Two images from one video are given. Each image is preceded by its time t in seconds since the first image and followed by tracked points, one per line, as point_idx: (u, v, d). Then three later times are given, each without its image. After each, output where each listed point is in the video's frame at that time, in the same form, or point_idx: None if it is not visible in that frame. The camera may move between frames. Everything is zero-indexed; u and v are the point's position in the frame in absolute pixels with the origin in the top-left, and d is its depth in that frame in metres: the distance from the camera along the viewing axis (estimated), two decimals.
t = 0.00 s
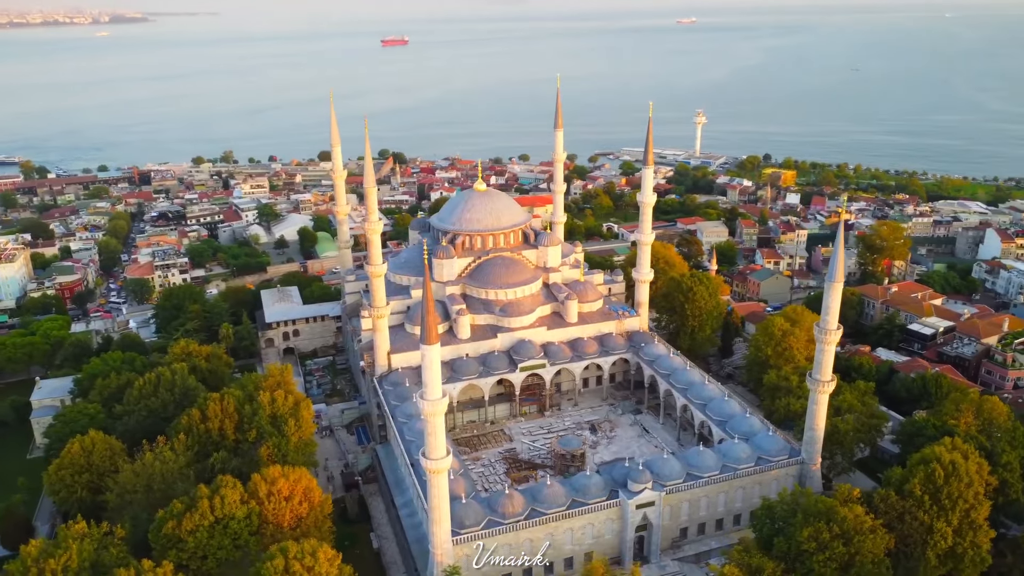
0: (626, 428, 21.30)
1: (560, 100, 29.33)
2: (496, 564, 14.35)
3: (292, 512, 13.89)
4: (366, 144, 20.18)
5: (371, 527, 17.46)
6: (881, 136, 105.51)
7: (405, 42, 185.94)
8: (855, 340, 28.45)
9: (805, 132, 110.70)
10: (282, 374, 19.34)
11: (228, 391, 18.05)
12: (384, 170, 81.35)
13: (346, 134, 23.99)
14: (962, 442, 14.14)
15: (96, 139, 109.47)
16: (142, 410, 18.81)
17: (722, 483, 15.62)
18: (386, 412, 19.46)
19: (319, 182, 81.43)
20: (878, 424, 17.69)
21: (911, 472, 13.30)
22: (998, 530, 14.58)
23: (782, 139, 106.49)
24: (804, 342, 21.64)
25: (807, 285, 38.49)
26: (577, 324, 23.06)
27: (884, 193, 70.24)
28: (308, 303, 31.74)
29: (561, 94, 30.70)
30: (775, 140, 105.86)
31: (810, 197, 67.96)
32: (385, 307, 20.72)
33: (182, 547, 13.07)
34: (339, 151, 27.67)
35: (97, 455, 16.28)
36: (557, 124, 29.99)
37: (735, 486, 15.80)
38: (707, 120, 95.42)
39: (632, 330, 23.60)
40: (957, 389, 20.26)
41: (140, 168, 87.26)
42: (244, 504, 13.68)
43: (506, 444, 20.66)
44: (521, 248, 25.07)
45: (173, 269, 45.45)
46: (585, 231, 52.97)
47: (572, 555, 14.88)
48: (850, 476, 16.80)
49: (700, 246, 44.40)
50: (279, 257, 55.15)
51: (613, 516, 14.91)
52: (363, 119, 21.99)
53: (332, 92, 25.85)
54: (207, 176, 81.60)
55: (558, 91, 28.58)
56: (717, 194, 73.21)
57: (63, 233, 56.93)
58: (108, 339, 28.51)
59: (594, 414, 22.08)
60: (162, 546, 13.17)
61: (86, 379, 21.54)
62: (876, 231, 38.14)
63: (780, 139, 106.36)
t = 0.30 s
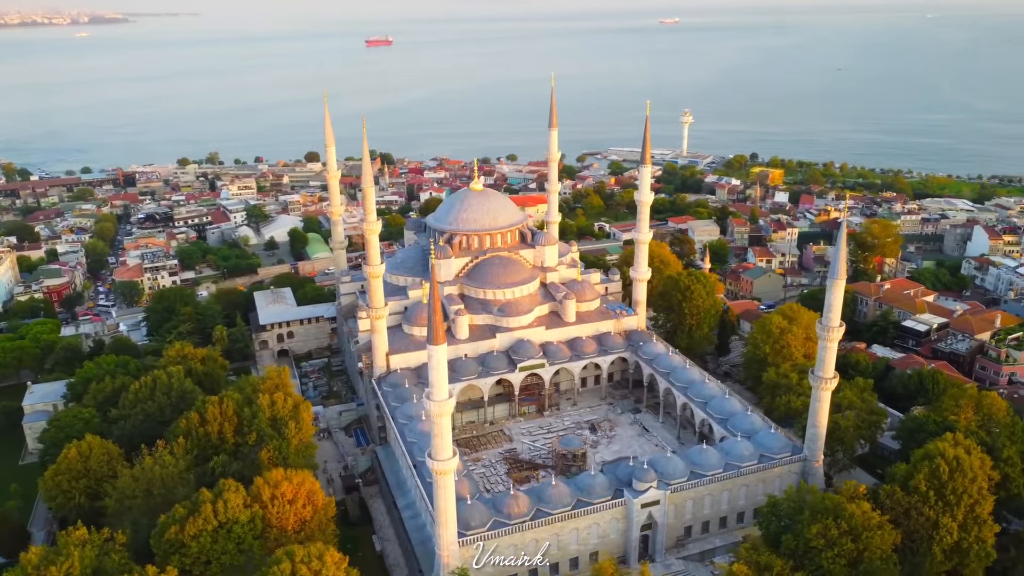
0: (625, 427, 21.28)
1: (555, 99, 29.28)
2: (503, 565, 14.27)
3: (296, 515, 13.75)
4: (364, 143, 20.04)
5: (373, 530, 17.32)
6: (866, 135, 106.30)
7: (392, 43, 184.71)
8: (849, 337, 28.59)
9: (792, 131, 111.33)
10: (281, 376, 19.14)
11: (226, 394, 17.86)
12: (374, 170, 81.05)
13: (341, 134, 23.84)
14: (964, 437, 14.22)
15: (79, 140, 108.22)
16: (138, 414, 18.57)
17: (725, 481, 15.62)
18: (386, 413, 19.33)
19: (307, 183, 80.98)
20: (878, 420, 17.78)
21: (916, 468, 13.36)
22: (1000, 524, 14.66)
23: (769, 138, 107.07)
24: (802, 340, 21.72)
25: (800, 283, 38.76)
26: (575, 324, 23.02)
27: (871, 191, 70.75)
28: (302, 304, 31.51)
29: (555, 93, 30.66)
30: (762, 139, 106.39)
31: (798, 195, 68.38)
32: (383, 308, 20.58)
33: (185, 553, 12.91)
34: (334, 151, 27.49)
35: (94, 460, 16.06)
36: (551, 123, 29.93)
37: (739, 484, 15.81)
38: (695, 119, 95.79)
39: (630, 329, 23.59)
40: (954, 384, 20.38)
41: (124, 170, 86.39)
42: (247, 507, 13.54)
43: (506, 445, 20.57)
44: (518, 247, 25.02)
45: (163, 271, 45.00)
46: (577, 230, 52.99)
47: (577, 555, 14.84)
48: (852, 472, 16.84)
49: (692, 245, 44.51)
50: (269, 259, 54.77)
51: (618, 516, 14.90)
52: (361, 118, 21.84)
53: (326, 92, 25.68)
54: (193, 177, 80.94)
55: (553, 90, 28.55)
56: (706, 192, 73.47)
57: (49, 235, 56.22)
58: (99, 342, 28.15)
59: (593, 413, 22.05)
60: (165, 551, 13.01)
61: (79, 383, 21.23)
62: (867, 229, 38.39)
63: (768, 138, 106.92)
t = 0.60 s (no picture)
0: (625, 426, 21.28)
1: (549, 98, 29.22)
2: (509, 566, 14.19)
3: (300, 518, 13.63)
4: (362, 142, 19.86)
5: (375, 532, 17.23)
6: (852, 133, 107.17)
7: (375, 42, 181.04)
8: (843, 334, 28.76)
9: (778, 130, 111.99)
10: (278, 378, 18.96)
11: (225, 397, 17.66)
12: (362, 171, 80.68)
13: (337, 133, 23.69)
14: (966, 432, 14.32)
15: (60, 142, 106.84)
16: (134, 418, 18.33)
17: (729, 479, 15.64)
18: (386, 414, 19.19)
19: (295, 184, 80.46)
20: (878, 416, 17.93)
21: (920, 462, 13.45)
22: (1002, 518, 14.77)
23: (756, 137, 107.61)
24: (799, 337, 21.79)
25: (792, 281, 38.99)
26: (573, 323, 22.98)
27: (858, 189, 71.24)
28: (296, 306, 31.26)
29: (548, 92, 30.61)
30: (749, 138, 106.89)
31: (787, 194, 68.75)
32: (381, 308, 20.45)
33: (189, 557, 12.75)
34: (328, 152, 27.32)
35: (92, 465, 15.85)
36: (545, 122, 29.88)
37: (742, 481, 15.84)
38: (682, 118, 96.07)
39: (628, 327, 23.61)
40: (950, 380, 20.50)
41: (108, 171, 85.41)
42: (251, 511, 13.40)
43: (506, 445, 20.50)
44: (515, 247, 24.97)
45: (152, 273, 44.49)
46: (568, 230, 52.90)
47: (583, 554, 14.80)
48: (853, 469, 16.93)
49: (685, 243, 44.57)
50: (259, 261, 54.34)
51: (623, 514, 14.89)
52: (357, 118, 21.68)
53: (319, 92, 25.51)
54: (179, 179, 80.15)
55: (547, 89, 28.51)
56: (695, 191, 73.69)
57: (34, 238, 55.43)
58: (91, 346, 27.76)
59: (592, 413, 22.04)
60: (168, 556, 12.84)
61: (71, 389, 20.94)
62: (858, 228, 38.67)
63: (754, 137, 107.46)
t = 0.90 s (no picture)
0: (624, 425, 21.27)
1: (543, 97, 29.19)
2: (515, 566, 14.13)
3: (304, 521, 13.51)
4: (360, 141, 19.71)
5: (376, 535, 17.12)
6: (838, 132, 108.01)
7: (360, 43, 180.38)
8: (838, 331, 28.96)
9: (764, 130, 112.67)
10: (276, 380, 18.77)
11: (223, 400, 17.45)
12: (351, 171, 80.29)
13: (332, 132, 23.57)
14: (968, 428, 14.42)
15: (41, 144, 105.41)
16: (131, 422, 18.09)
17: (732, 477, 15.67)
18: (386, 415, 19.04)
19: (283, 185, 79.91)
20: (877, 412, 18.06)
21: (925, 458, 13.51)
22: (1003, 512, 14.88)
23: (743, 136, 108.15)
24: (796, 335, 21.86)
25: (785, 279, 39.20)
26: (571, 323, 22.96)
27: (845, 187, 71.74)
28: (290, 307, 31.03)
29: (542, 92, 30.57)
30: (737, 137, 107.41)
31: (775, 192, 69.15)
32: (379, 309, 20.33)
33: (192, 563, 12.61)
34: (322, 152, 27.13)
35: (89, 470, 15.61)
36: (540, 121, 29.82)
37: (746, 479, 15.87)
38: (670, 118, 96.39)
39: (626, 326, 23.63)
40: (946, 376, 20.67)
41: (92, 173, 84.39)
42: (255, 515, 13.26)
43: (506, 445, 20.43)
44: (513, 247, 24.93)
45: (141, 275, 44.00)
46: (560, 229, 52.86)
47: (588, 554, 14.77)
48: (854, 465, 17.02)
49: (678, 242, 44.66)
50: (249, 262, 53.89)
51: (628, 514, 14.87)
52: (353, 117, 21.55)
53: (313, 91, 25.34)
54: (164, 180, 79.33)
55: (542, 88, 28.47)
56: (684, 190, 73.93)
57: (19, 241, 54.64)
58: (81, 349, 27.36)
59: (591, 412, 22.02)
60: (171, 562, 12.67)
61: (64, 394, 20.65)
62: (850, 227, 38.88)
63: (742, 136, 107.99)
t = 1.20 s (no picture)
0: (624, 423, 21.28)
1: (537, 96, 29.16)
2: (521, 567, 14.07)
3: (308, 524, 13.38)
4: (358, 140, 19.57)
5: (379, 537, 17.01)
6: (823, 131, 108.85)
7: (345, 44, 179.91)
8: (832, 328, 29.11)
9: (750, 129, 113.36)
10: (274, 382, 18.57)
11: (222, 402, 17.24)
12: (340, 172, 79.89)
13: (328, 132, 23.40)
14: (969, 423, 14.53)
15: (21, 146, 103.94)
16: (127, 427, 17.85)
17: (735, 474, 15.70)
18: (386, 416, 18.93)
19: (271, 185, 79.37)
20: (876, 408, 18.17)
21: (929, 454, 13.60)
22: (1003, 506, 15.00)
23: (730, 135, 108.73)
24: (793, 332, 21.95)
25: (777, 276, 39.38)
26: (570, 322, 22.92)
27: (832, 185, 72.26)
28: (284, 309, 30.79)
29: (536, 91, 30.54)
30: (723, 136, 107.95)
31: (764, 190, 69.53)
32: (378, 310, 20.18)
33: (196, 568, 12.45)
34: (316, 152, 26.92)
35: (86, 476, 15.39)
36: (534, 120, 29.77)
37: (749, 476, 15.91)
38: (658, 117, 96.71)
39: (624, 325, 23.64)
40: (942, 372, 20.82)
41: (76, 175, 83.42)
42: (259, 519, 13.11)
43: (506, 445, 20.37)
44: (509, 246, 24.86)
45: (130, 278, 43.53)
46: (551, 228, 52.80)
47: (594, 553, 14.74)
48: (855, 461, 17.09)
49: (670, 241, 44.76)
50: (239, 263, 53.46)
51: (633, 512, 14.86)
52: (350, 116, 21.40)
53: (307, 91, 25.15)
54: (149, 182, 78.53)
55: (536, 87, 28.44)
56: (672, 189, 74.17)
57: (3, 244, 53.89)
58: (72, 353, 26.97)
59: (590, 411, 22.01)
60: (174, 568, 12.52)
61: (56, 398, 20.35)
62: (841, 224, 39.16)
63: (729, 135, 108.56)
